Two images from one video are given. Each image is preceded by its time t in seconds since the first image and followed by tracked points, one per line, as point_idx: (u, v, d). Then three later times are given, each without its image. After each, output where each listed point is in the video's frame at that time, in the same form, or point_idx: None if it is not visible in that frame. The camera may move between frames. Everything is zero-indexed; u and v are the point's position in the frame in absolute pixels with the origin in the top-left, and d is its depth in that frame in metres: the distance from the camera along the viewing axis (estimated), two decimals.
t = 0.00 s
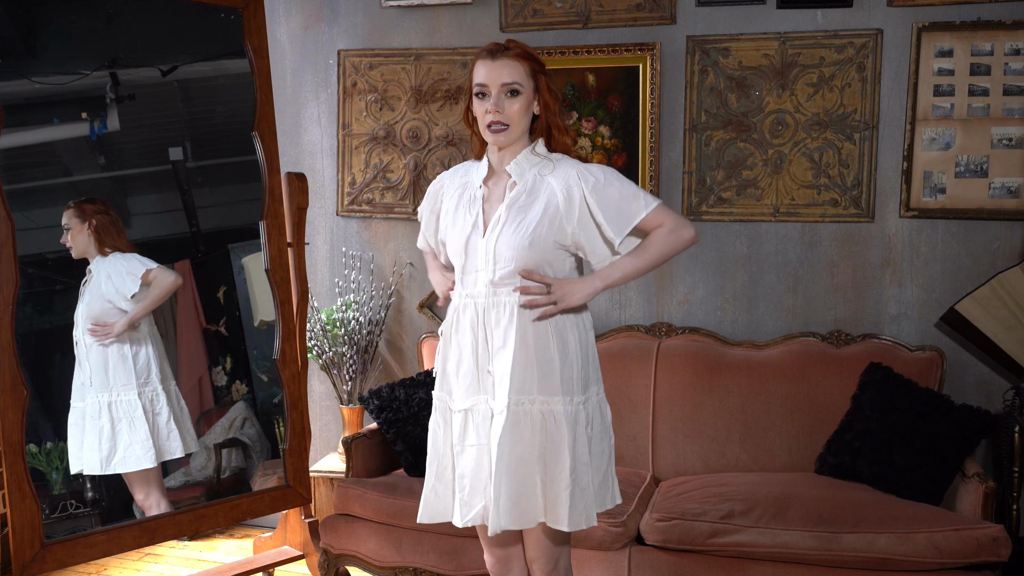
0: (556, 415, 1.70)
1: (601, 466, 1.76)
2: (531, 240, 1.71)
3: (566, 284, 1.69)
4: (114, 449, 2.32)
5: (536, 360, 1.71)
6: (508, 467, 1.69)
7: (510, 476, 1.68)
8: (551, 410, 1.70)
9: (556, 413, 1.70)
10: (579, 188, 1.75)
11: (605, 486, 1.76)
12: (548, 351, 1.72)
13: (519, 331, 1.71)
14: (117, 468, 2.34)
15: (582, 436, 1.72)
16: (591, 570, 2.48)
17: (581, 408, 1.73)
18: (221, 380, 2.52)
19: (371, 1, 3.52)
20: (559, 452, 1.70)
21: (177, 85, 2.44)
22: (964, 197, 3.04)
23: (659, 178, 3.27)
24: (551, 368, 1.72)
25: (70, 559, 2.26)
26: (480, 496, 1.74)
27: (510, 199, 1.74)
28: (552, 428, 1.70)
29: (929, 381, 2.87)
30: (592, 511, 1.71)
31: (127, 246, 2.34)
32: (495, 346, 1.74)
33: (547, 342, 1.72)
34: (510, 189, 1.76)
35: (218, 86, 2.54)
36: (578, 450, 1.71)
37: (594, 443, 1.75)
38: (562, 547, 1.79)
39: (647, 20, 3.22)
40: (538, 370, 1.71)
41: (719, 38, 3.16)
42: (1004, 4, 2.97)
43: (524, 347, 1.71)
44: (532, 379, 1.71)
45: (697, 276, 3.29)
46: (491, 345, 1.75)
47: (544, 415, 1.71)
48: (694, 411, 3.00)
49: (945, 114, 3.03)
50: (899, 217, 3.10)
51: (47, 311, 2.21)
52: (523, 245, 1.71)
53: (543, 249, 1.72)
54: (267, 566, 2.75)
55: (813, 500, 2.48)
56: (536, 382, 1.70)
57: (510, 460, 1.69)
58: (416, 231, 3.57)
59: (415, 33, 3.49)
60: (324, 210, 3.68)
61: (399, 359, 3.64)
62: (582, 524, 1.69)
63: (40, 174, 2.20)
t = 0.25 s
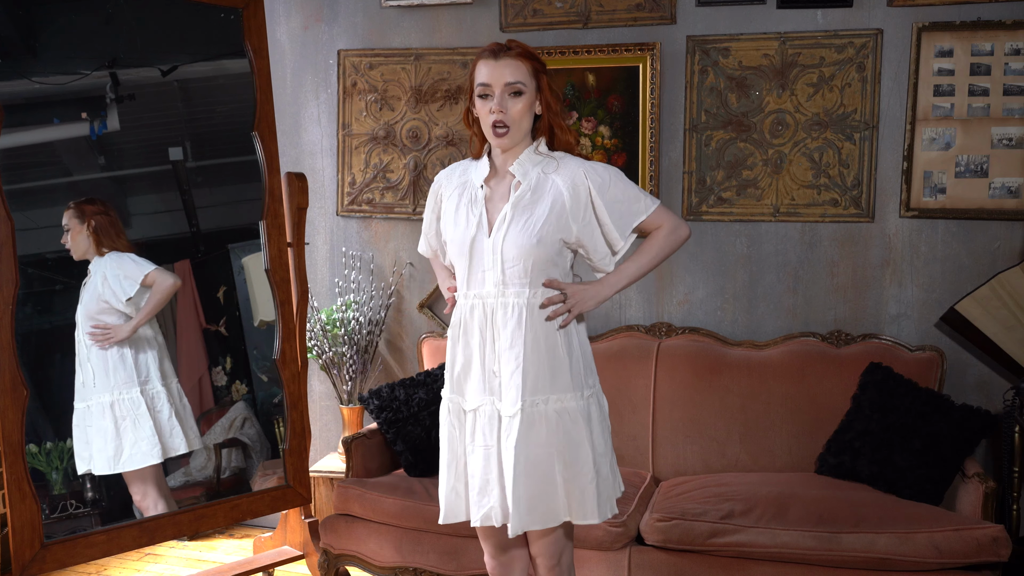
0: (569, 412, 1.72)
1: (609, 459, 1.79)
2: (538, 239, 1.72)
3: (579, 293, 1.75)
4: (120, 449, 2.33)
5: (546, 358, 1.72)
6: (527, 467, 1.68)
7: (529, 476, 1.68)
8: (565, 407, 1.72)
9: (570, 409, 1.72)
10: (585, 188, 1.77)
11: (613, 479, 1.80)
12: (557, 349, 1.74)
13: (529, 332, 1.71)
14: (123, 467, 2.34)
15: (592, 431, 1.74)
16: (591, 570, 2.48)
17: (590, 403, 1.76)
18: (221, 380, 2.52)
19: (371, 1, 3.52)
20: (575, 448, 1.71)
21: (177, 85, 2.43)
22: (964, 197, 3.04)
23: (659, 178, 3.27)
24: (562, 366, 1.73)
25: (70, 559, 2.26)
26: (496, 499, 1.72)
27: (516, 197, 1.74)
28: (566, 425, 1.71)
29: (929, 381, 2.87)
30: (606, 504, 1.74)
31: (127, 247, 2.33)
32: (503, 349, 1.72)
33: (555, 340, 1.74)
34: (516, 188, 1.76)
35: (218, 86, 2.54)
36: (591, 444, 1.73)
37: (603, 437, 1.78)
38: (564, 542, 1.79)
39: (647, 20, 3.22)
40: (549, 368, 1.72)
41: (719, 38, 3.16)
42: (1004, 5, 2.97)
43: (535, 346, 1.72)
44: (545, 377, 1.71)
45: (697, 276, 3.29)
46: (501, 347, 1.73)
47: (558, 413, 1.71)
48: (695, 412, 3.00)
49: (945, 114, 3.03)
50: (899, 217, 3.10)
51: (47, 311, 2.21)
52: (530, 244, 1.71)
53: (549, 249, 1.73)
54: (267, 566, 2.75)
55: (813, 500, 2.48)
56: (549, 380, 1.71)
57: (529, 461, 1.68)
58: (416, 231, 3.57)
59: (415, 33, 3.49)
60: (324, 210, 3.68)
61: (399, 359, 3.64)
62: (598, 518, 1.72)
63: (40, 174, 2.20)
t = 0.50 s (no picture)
0: (568, 406, 1.71)
1: (608, 457, 1.78)
2: (547, 233, 1.72)
3: (566, 296, 1.72)
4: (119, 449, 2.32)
5: (545, 353, 1.73)
6: (524, 460, 1.68)
7: (526, 469, 1.67)
8: (564, 402, 1.72)
9: (569, 404, 1.72)
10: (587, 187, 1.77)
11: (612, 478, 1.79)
12: (557, 344, 1.74)
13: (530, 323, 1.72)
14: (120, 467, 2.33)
15: (593, 428, 1.74)
16: (591, 570, 2.48)
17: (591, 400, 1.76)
18: (221, 380, 2.52)
19: (371, 1, 3.52)
20: (574, 443, 1.71)
21: (177, 85, 2.44)
22: (964, 197, 3.04)
23: (659, 178, 3.27)
24: (562, 361, 1.73)
25: (70, 559, 2.26)
26: (492, 492, 1.71)
27: (523, 193, 1.75)
28: (565, 420, 1.71)
29: (929, 381, 2.87)
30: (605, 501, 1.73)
31: (131, 247, 2.34)
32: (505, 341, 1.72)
33: (555, 335, 1.74)
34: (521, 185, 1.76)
35: (218, 86, 2.54)
36: (590, 441, 1.73)
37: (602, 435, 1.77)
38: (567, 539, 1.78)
39: (647, 20, 3.22)
40: (549, 361, 1.72)
41: (719, 38, 3.16)
42: (1004, 5, 2.97)
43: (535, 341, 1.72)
44: (544, 371, 1.71)
45: (697, 276, 3.29)
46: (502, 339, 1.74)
47: (557, 407, 1.71)
48: (695, 411, 3.00)
49: (945, 114, 3.03)
50: (899, 217, 3.10)
51: (48, 311, 2.21)
52: (540, 237, 1.71)
53: (557, 243, 1.74)
54: (267, 566, 2.75)
55: (813, 500, 2.48)
56: (548, 374, 1.71)
57: (526, 454, 1.68)
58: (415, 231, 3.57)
59: (415, 33, 3.49)
60: (324, 210, 3.68)
61: (399, 359, 3.64)
62: (596, 515, 1.71)
63: (40, 174, 2.20)
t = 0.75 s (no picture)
0: (560, 406, 1.72)
1: (604, 460, 1.77)
2: (549, 237, 1.73)
3: (558, 303, 1.74)
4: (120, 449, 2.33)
5: (538, 352, 1.73)
6: (514, 458, 1.69)
7: (512, 466, 1.68)
8: (555, 401, 1.72)
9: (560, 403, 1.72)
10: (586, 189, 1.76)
11: (608, 481, 1.77)
12: (550, 343, 1.74)
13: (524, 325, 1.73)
14: (118, 467, 2.34)
15: (586, 429, 1.73)
16: (591, 570, 2.48)
17: (585, 400, 1.75)
18: (221, 380, 2.52)
19: (371, 1, 3.52)
20: (563, 442, 1.71)
21: (177, 85, 2.43)
22: (964, 197, 3.04)
23: (660, 178, 3.27)
24: (555, 361, 1.74)
25: (70, 559, 2.26)
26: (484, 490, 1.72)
27: (526, 195, 1.75)
28: (556, 419, 1.72)
29: (929, 381, 2.88)
30: (596, 503, 1.72)
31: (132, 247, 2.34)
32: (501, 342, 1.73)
33: (550, 335, 1.75)
34: (524, 188, 1.76)
35: (218, 86, 2.54)
36: (581, 441, 1.72)
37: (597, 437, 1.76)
38: (569, 540, 1.78)
39: (647, 20, 3.22)
40: (542, 361, 1.73)
41: (719, 38, 3.16)
42: (1004, 5, 2.97)
43: (529, 339, 1.73)
44: (535, 369, 1.72)
45: (697, 276, 3.29)
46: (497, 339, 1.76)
47: (547, 406, 1.72)
48: (695, 411, 3.00)
49: (945, 114, 3.03)
50: (899, 217, 3.10)
51: (48, 311, 2.21)
52: (543, 241, 1.72)
53: (560, 247, 1.75)
54: (267, 566, 2.75)
55: (813, 500, 2.48)
56: (539, 372, 1.72)
57: (513, 451, 1.69)
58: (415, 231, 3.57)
59: (415, 33, 3.49)
60: (324, 210, 3.68)
61: (399, 359, 3.64)
62: (585, 515, 1.70)
63: (40, 174, 2.20)
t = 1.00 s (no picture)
0: (556, 406, 1.72)
1: (601, 460, 1.76)
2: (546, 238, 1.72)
3: (556, 305, 1.73)
4: (122, 448, 2.34)
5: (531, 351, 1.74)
6: (509, 457, 1.69)
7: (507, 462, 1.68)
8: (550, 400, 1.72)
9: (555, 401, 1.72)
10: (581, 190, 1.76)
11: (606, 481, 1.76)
12: (546, 344, 1.74)
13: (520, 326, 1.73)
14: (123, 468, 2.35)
15: (583, 428, 1.73)
16: (591, 570, 2.48)
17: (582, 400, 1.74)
18: (221, 380, 2.52)
19: (371, 1, 3.52)
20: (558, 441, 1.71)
21: (177, 85, 2.44)
22: (964, 197, 3.04)
23: (659, 178, 3.27)
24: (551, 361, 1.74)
25: (70, 559, 2.26)
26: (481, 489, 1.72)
27: (523, 196, 1.74)
28: (550, 418, 1.72)
29: (929, 381, 2.87)
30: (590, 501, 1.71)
31: (132, 247, 2.34)
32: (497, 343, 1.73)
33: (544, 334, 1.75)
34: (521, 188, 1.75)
35: (218, 86, 2.54)
36: (577, 441, 1.72)
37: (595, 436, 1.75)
38: (568, 541, 1.78)
39: (647, 20, 3.22)
40: (537, 361, 1.73)
41: (719, 38, 3.16)
42: (1003, 5, 2.97)
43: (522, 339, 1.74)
44: (530, 369, 1.73)
45: (697, 276, 3.29)
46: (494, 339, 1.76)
47: (541, 405, 1.72)
48: (695, 411, 3.00)
49: (945, 114, 3.03)
50: (899, 217, 3.10)
51: (48, 311, 2.21)
52: (539, 242, 1.71)
53: (558, 248, 1.74)
54: (267, 566, 2.75)
55: (813, 500, 2.48)
56: (534, 372, 1.73)
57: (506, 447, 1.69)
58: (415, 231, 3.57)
59: (415, 33, 3.49)
60: (324, 210, 3.68)
61: (399, 359, 3.64)
62: (581, 515, 1.70)
63: (40, 174, 2.20)
